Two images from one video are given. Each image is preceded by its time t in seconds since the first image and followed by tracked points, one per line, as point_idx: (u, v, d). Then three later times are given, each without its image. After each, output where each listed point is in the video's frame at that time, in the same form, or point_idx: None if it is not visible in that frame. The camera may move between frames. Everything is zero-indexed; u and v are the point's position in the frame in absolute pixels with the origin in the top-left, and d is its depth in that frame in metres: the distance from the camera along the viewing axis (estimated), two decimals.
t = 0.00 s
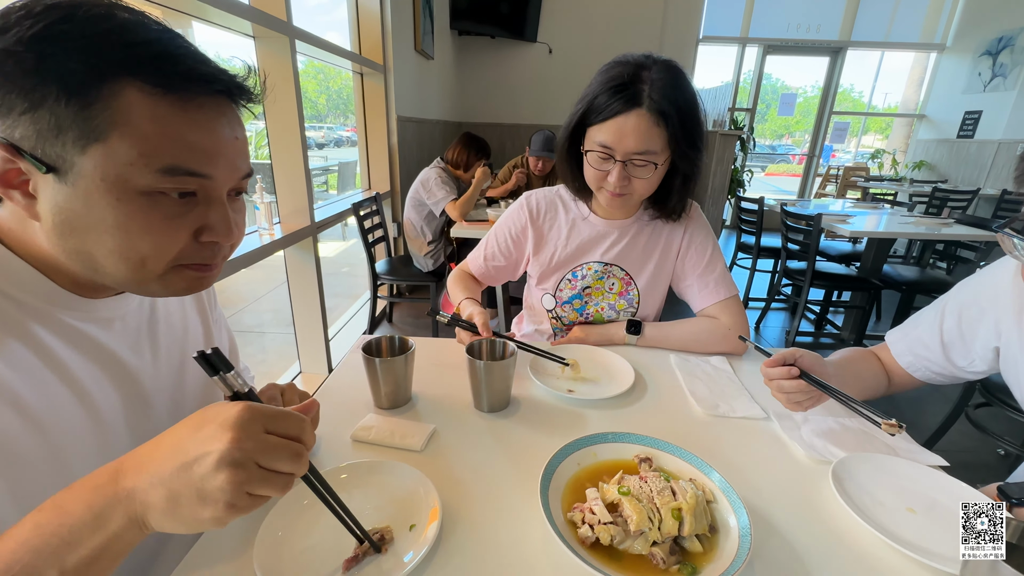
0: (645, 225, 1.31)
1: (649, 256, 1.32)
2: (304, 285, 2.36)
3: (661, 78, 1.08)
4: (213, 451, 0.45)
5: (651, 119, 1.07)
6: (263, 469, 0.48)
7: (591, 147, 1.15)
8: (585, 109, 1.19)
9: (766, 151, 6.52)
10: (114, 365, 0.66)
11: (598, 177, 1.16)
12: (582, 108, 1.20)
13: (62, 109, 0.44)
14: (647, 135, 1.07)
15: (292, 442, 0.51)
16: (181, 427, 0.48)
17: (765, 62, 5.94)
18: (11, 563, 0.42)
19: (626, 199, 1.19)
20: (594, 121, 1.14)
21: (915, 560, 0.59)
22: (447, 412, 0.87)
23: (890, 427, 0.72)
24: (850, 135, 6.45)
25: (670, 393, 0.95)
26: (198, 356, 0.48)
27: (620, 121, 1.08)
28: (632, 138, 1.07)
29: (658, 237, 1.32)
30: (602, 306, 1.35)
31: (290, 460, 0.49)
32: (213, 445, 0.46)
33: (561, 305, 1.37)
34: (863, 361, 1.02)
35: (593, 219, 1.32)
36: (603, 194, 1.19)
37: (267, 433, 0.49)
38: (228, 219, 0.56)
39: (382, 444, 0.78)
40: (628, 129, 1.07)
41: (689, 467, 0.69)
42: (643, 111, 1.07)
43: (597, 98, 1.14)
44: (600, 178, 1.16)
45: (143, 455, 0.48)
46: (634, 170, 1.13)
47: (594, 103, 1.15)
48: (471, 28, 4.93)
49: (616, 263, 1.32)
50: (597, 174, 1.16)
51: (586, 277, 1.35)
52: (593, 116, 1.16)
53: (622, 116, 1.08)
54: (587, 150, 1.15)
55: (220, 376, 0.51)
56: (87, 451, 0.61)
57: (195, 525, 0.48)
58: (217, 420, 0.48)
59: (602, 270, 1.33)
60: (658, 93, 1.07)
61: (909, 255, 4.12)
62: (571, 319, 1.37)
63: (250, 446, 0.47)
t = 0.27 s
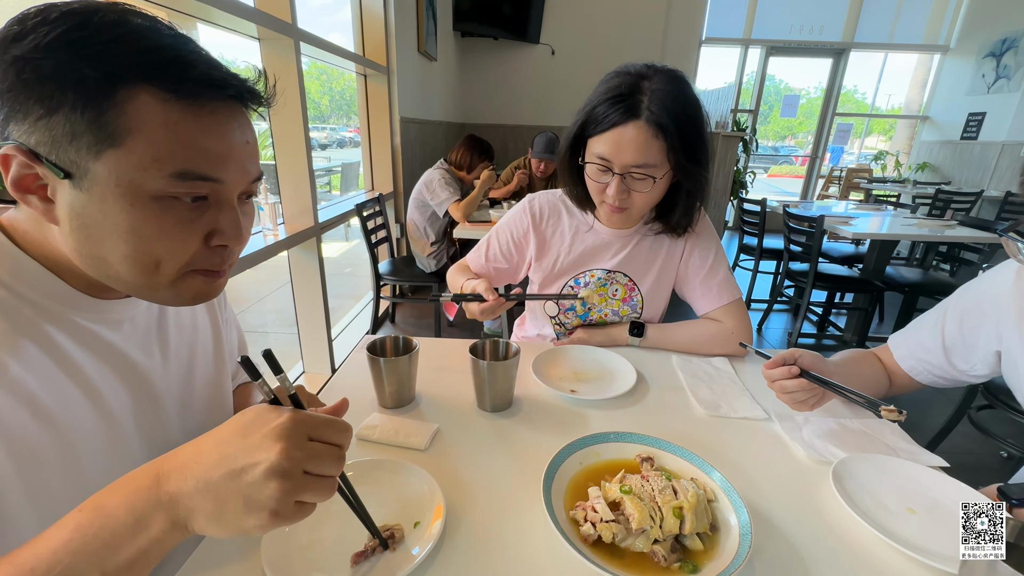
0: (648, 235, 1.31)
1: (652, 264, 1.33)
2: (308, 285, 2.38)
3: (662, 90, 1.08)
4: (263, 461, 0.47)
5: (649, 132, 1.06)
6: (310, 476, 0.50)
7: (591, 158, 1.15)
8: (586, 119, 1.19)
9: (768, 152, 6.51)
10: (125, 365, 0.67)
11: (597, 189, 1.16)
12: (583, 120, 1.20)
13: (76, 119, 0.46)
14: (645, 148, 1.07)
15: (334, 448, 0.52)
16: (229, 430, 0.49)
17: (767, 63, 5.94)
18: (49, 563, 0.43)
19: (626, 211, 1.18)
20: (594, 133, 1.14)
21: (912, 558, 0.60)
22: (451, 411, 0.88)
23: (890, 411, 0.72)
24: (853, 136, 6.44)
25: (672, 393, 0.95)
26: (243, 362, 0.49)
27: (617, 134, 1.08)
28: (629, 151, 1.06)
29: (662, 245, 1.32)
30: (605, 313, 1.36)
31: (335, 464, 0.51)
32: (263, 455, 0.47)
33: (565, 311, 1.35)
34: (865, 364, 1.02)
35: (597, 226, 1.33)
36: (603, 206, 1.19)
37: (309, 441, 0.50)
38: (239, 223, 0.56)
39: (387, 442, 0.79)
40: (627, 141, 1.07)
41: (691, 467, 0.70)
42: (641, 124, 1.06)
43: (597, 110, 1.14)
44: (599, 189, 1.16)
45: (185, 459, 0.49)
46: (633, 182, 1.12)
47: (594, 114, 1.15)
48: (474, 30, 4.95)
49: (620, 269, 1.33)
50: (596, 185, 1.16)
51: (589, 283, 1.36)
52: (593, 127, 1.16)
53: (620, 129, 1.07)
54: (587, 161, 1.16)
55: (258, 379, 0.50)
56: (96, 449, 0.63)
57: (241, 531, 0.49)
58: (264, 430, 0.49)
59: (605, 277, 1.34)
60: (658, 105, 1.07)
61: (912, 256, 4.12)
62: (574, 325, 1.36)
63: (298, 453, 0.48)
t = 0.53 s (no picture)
0: (645, 247, 1.32)
1: (653, 272, 1.33)
2: (308, 285, 2.38)
3: (659, 94, 1.07)
4: (242, 524, 0.43)
5: (643, 136, 1.06)
6: (297, 527, 0.46)
7: (586, 161, 1.15)
8: (585, 122, 1.19)
9: (768, 153, 6.53)
10: (127, 366, 0.67)
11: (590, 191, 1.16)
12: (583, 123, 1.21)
13: (88, 122, 0.46)
14: (637, 151, 1.06)
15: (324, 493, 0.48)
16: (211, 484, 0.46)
17: (768, 65, 5.95)
18: None
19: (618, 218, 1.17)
20: (591, 135, 1.15)
21: (912, 555, 0.60)
22: (453, 410, 0.88)
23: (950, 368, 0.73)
24: (853, 138, 6.45)
25: (673, 393, 0.95)
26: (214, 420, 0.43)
27: (612, 136, 1.08)
28: (621, 153, 1.06)
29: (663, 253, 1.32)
30: (608, 318, 1.38)
31: (324, 506, 0.48)
32: (241, 516, 0.44)
33: (566, 319, 1.38)
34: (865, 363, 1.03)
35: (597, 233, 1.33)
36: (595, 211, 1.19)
37: (294, 493, 0.46)
38: (241, 230, 0.57)
39: (388, 440, 0.79)
40: (621, 144, 1.06)
41: (691, 465, 0.70)
42: (635, 127, 1.06)
43: (595, 113, 1.15)
44: (593, 193, 1.16)
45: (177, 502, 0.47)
46: (625, 187, 1.11)
47: (592, 117, 1.15)
48: (474, 31, 4.96)
49: (622, 276, 1.33)
50: (590, 188, 1.16)
51: (590, 291, 1.36)
52: (591, 130, 1.16)
53: (614, 131, 1.07)
54: (582, 163, 1.16)
55: (244, 437, 0.43)
56: (98, 448, 0.63)
57: None
58: (241, 487, 0.45)
59: (606, 284, 1.34)
60: (654, 109, 1.06)
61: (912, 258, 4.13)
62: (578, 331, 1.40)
63: (279, 508, 0.45)
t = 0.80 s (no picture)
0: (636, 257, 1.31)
1: (652, 277, 1.34)
2: (307, 287, 2.38)
3: (654, 100, 1.07)
4: None
5: (633, 142, 1.06)
6: None
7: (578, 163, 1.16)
8: (582, 123, 1.20)
9: (766, 157, 6.57)
10: (129, 372, 0.67)
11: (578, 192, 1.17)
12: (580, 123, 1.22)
13: (89, 123, 0.47)
14: (625, 157, 1.06)
15: None
16: None
17: (765, 68, 5.98)
18: None
19: (602, 225, 1.18)
20: (585, 136, 1.15)
21: (906, 553, 0.61)
22: (453, 412, 0.89)
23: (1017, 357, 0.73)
24: (849, 141, 6.49)
25: (672, 395, 0.96)
26: None
27: (603, 139, 1.08)
28: (609, 157, 1.06)
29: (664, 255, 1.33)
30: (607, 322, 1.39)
31: None
32: None
33: (565, 323, 1.40)
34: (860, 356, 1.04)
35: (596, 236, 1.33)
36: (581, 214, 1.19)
37: None
38: (249, 225, 0.58)
39: (389, 442, 0.79)
40: (609, 149, 1.06)
41: (692, 466, 0.71)
42: (627, 131, 1.06)
43: (591, 114, 1.15)
44: (582, 195, 1.17)
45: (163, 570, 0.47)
46: (610, 192, 1.12)
47: (588, 119, 1.15)
48: (473, 34, 4.97)
49: (621, 280, 1.34)
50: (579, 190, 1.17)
51: (589, 295, 1.37)
52: (585, 131, 1.17)
53: (606, 134, 1.08)
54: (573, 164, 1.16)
55: None
56: (103, 457, 0.63)
57: None
58: None
59: (605, 288, 1.35)
60: (645, 116, 1.06)
61: (908, 260, 4.15)
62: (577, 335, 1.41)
63: None
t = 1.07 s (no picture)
0: (635, 243, 1.33)
1: (644, 272, 1.35)
2: (302, 290, 2.37)
3: (647, 87, 1.11)
4: None
5: (632, 127, 1.10)
6: None
7: (575, 152, 1.18)
8: (576, 114, 1.22)
9: (758, 160, 6.63)
10: (130, 375, 0.68)
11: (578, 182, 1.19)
12: (573, 114, 1.24)
13: (84, 129, 0.47)
14: (625, 142, 1.10)
15: None
16: None
17: (757, 73, 6.05)
18: None
19: (604, 211, 1.20)
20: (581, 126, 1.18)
21: (892, 549, 0.62)
22: (448, 413, 0.89)
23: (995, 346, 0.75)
24: (840, 145, 6.57)
25: (664, 396, 0.97)
26: None
27: (602, 127, 1.11)
28: (609, 144, 1.09)
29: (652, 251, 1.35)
30: (600, 322, 1.39)
31: None
32: None
33: (559, 324, 1.39)
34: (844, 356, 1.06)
35: (582, 234, 1.35)
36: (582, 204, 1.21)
37: None
38: (249, 231, 0.59)
39: (384, 443, 0.79)
40: (608, 136, 1.09)
41: (683, 465, 0.72)
42: (625, 117, 1.10)
43: (586, 104, 1.18)
44: (581, 184, 1.19)
45: None
46: (612, 179, 1.15)
47: (583, 110, 1.18)
48: (468, 37, 5.00)
49: (613, 278, 1.35)
50: (578, 180, 1.19)
51: (582, 294, 1.37)
52: (580, 122, 1.19)
53: (604, 122, 1.11)
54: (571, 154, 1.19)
55: None
56: (101, 460, 0.63)
57: None
58: None
59: (598, 287, 1.36)
60: (642, 101, 1.09)
61: (899, 263, 4.20)
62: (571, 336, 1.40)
63: None
